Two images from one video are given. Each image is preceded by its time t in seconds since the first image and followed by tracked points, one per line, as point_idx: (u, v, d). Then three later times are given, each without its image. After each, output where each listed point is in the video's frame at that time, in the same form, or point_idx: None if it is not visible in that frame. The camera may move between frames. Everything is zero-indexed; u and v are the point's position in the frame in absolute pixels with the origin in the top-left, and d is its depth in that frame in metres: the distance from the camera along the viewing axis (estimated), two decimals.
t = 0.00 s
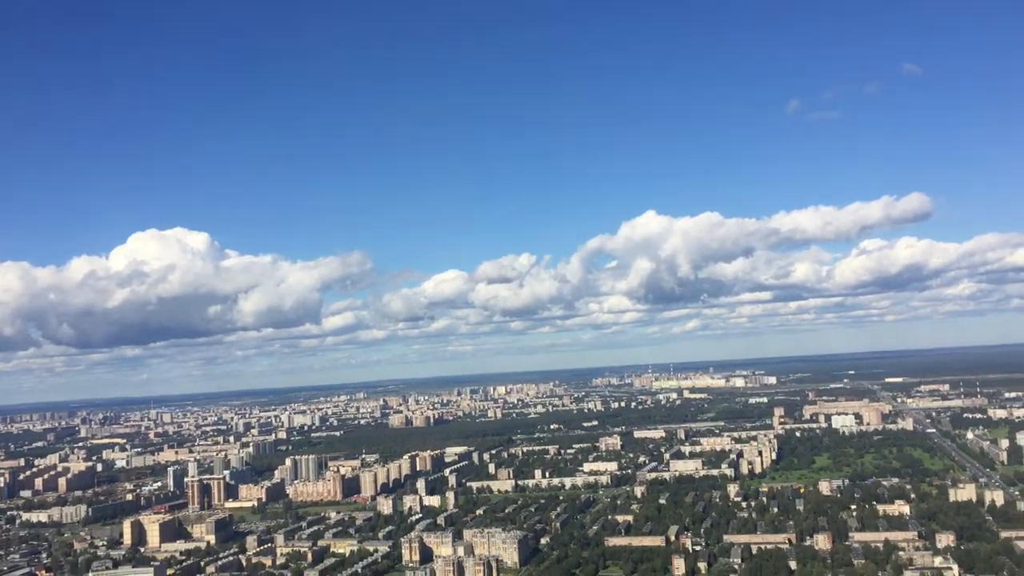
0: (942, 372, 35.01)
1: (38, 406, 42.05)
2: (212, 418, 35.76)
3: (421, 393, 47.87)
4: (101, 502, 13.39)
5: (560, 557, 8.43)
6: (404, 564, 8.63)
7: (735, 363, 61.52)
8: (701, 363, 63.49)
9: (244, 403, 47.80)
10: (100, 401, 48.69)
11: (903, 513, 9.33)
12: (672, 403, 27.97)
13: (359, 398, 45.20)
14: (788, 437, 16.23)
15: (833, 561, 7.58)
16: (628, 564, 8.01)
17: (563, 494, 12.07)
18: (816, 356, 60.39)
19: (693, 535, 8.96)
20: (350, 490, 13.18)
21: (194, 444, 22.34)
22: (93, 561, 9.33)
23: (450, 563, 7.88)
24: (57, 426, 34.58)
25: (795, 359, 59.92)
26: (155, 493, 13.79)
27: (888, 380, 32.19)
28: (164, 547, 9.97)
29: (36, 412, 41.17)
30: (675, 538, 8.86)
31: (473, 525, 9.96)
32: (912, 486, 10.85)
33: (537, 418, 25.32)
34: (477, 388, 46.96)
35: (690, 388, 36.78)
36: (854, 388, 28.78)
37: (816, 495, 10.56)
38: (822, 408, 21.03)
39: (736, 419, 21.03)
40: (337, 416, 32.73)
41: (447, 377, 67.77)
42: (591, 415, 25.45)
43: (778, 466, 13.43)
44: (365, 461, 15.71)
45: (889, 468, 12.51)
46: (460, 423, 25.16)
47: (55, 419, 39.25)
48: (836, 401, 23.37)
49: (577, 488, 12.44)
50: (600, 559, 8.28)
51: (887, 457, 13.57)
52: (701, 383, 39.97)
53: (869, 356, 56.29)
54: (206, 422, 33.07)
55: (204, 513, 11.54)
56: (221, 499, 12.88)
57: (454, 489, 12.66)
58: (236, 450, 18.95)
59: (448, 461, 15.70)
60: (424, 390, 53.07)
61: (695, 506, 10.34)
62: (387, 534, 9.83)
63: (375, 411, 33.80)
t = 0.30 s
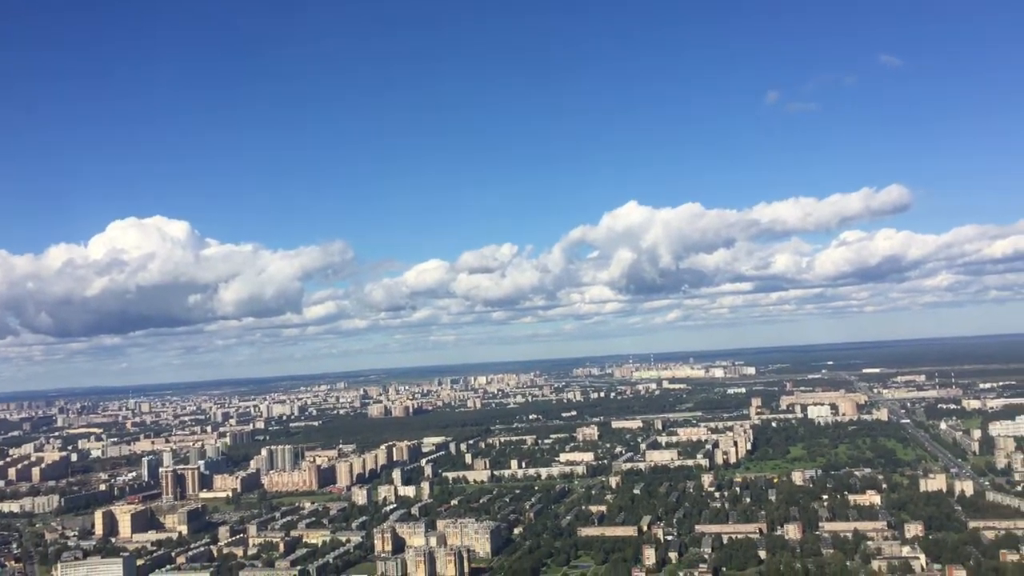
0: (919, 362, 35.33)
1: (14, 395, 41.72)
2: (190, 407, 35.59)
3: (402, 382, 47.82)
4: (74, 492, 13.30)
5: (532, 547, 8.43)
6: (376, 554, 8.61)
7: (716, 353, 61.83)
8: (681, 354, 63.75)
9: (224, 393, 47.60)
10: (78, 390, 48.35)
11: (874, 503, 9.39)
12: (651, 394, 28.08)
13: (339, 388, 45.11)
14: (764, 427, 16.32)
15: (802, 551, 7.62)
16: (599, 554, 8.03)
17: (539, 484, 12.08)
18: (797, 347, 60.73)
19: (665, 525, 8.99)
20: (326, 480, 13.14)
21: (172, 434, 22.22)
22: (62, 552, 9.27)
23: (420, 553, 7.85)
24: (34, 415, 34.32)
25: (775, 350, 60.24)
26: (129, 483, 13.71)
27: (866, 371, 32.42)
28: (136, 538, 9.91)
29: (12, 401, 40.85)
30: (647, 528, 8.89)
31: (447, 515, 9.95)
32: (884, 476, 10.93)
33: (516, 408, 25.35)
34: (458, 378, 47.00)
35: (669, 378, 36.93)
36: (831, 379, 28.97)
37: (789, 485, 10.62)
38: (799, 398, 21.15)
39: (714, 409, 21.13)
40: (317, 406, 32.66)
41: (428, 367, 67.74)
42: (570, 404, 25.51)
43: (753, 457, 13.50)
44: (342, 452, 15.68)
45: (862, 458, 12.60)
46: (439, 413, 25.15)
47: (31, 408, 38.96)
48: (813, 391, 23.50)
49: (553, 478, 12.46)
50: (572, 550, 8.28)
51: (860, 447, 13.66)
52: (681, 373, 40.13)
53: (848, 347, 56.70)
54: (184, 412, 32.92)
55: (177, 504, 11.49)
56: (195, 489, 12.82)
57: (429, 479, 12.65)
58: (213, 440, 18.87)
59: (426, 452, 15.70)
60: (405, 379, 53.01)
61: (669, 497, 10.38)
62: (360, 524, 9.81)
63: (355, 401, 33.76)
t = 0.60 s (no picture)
0: (896, 357, 35.61)
1: None
2: (168, 401, 35.37)
3: (382, 377, 47.73)
4: (46, 487, 13.17)
5: (504, 542, 8.42)
6: (348, 549, 8.57)
7: (696, 348, 62.08)
8: (662, 348, 63.96)
9: (203, 386, 47.36)
10: (56, 383, 47.98)
11: (846, 497, 9.44)
12: (631, 388, 28.16)
13: (320, 381, 44.98)
14: (741, 422, 16.40)
15: (772, 545, 7.65)
16: (571, 548, 8.04)
17: (514, 479, 12.08)
18: (778, 341, 61.03)
19: (638, 520, 9.01)
20: (301, 474, 13.09)
21: (148, 428, 22.09)
22: (31, 547, 9.18)
23: (391, 548, 7.82)
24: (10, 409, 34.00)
25: (756, 344, 60.55)
26: (103, 477, 13.59)
27: (843, 366, 32.64)
28: (107, 533, 9.84)
29: None
30: (620, 522, 8.91)
31: (421, 509, 9.93)
32: (857, 471, 11.00)
33: (496, 402, 25.36)
34: (439, 372, 46.95)
35: (650, 373, 37.07)
36: (810, 374, 29.15)
37: (762, 479, 10.67)
38: (776, 393, 21.27)
39: (692, 403, 21.22)
40: (296, 400, 32.55)
41: (410, 361, 67.66)
42: (549, 399, 25.55)
43: (729, 451, 13.55)
44: (319, 446, 15.63)
45: (836, 452, 12.68)
46: (418, 407, 25.13)
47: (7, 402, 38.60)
48: (791, 386, 23.64)
49: (529, 472, 12.47)
50: (544, 544, 8.28)
51: (835, 441, 13.74)
52: (662, 368, 40.26)
53: (828, 342, 57.05)
54: (162, 406, 32.72)
55: (149, 498, 11.40)
56: (169, 484, 12.74)
57: (405, 473, 12.63)
58: (190, 434, 18.75)
59: (403, 446, 15.68)
60: (386, 373, 52.92)
61: (643, 491, 10.40)
62: (333, 519, 9.78)
63: (334, 395, 33.67)
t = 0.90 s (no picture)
0: (875, 353, 35.82)
1: None
2: (147, 396, 35.14)
3: (364, 371, 47.63)
4: (19, 482, 13.05)
5: (478, 538, 8.40)
6: (321, 545, 8.53)
7: (678, 344, 62.28)
8: (644, 344, 64.11)
9: (183, 381, 47.10)
10: (34, 378, 47.60)
11: (819, 493, 9.47)
12: (611, 383, 28.20)
13: (301, 376, 44.83)
14: (719, 417, 16.44)
15: (744, 541, 7.65)
16: (544, 544, 8.02)
17: (491, 474, 12.06)
18: (759, 337, 61.32)
19: (612, 515, 9.02)
20: (277, 470, 13.02)
21: (125, 423, 21.94)
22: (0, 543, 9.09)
23: (363, 544, 7.79)
24: None
25: (737, 340, 60.81)
26: (77, 473, 13.48)
27: (823, 361, 32.82)
28: (78, 529, 9.76)
29: None
30: (594, 518, 8.90)
31: (395, 506, 9.89)
32: (831, 466, 11.04)
33: (476, 397, 25.34)
34: (420, 367, 46.88)
35: (630, 368, 37.15)
36: (790, 369, 29.28)
37: (737, 475, 10.70)
38: (755, 388, 21.35)
39: (671, 399, 21.27)
40: (276, 395, 32.41)
41: (392, 356, 67.49)
42: (529, 394, 25.55)
43: (705, 447, 13.57)
44: (296, 441, 15.55)
45: (812, 448, 12.73)
46: (398, 402, 25.07)
47: None
48: (770, 381, 23.74)
49: (506, 467, 12.45)
50: (517, 540, 8.27)
51: (811, 437, 13.80)
52: (643, 363, 40.37)
53: (808, 338, 57.36)
54: (141, 400, 32.51)
55: (122, 494, 11.31)
56: (143, 479, 12.65)
57: (381, 469, 12.58)
58: (167, 429, 18.64)
59: (380, 441, 15.62)
60: (367, 368, 52.81)
61: (618, 486, 10.41)
62: (307, 515, 9.72)
63: (315, 390, 33.56)
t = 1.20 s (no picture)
0: (859, 348, 35.96)
1: None
2: (130, 392, 34.94)
3: (348, 367, 47.51)
4: None
5: (454, 534, 8.36)
6: (297, 542, 8.48)
7: (664, 339, 62.39)
8: (630, 339, 64.19)
9: (168, 377, 46.87)
10: (17, 374, 47.28)
11: (797, 488, 9.49)
12: (595, 379, 28.20)
13: (286, 372, 44.69)
14: (701, 413, 16.46)
15: (720, 536, 7.66)
16: (521, 540, 8.00)
17: (471, 470, 12.03)
18: (744, 332, 61.49)
19: (590, 511, 9.00)
20: (256, 466, 12.95)
21: (106, 419, 21.80)
22: None
23: (339, 541, 7.74)
24: None
25: (723, 335, 60.96)
26: (55, 470, 13.38)
27: (806, 356, 32.94)
28: (53, 526, 9.68)
29: None
30: (572, 513, 8.89)
31: (374, 502, 9.86)
32: (810, 461, 11.06)
33: (460, 393, 25.30)
34: (406, 362, 46.82)
35: (615, 363, 37.20)
36: (773, 365, 29.37)
37: (717, 470, 10.70)
38: (737, 384, 21.39)
39: (654, 394, 21.30)
40: (260, 391, 32.29)
41: (378, 352, 67.37)
42: (513, 390, 25.53)
43: (686, 442, 13.58)
44: (277, 437, 15.48)
45: (792, 443, 12.75)
46: (382, 398, 25.01)
47: None
48: (753, 377, 23.79)
49: (486, 463, 12.42)
50: (494, 536, 8.24)
51: (791, 432, 13.82)
52: (628, 359, 40.42)
53: (793, 334, 57.62)
54: (124, 396, 32.32)
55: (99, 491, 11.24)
56: (121, 475, 12.56)
57: (362, 465, 12.52)
58: (148, 426, 18.53)
59: (362, 437, 15.57)
60: (353, 364, 52.69)
61: (598, 482, 10.39)
62: (284, 512, 9.66)
63: (299, 386, 33.45)
